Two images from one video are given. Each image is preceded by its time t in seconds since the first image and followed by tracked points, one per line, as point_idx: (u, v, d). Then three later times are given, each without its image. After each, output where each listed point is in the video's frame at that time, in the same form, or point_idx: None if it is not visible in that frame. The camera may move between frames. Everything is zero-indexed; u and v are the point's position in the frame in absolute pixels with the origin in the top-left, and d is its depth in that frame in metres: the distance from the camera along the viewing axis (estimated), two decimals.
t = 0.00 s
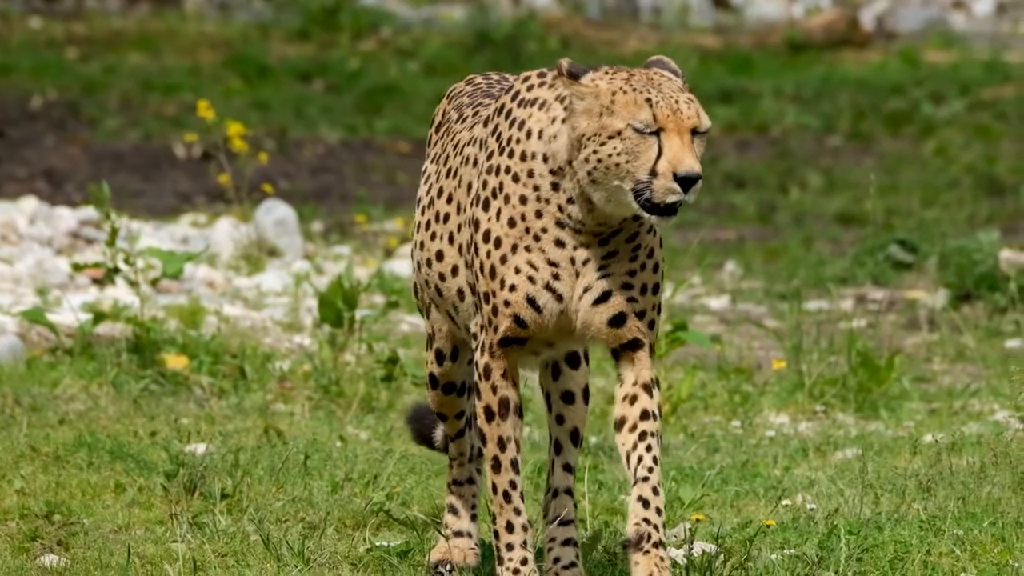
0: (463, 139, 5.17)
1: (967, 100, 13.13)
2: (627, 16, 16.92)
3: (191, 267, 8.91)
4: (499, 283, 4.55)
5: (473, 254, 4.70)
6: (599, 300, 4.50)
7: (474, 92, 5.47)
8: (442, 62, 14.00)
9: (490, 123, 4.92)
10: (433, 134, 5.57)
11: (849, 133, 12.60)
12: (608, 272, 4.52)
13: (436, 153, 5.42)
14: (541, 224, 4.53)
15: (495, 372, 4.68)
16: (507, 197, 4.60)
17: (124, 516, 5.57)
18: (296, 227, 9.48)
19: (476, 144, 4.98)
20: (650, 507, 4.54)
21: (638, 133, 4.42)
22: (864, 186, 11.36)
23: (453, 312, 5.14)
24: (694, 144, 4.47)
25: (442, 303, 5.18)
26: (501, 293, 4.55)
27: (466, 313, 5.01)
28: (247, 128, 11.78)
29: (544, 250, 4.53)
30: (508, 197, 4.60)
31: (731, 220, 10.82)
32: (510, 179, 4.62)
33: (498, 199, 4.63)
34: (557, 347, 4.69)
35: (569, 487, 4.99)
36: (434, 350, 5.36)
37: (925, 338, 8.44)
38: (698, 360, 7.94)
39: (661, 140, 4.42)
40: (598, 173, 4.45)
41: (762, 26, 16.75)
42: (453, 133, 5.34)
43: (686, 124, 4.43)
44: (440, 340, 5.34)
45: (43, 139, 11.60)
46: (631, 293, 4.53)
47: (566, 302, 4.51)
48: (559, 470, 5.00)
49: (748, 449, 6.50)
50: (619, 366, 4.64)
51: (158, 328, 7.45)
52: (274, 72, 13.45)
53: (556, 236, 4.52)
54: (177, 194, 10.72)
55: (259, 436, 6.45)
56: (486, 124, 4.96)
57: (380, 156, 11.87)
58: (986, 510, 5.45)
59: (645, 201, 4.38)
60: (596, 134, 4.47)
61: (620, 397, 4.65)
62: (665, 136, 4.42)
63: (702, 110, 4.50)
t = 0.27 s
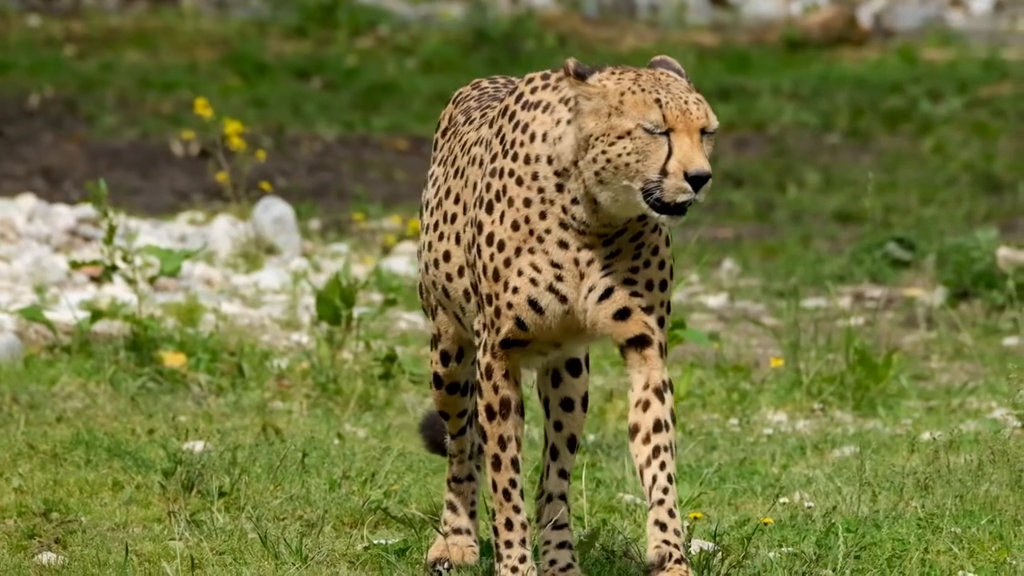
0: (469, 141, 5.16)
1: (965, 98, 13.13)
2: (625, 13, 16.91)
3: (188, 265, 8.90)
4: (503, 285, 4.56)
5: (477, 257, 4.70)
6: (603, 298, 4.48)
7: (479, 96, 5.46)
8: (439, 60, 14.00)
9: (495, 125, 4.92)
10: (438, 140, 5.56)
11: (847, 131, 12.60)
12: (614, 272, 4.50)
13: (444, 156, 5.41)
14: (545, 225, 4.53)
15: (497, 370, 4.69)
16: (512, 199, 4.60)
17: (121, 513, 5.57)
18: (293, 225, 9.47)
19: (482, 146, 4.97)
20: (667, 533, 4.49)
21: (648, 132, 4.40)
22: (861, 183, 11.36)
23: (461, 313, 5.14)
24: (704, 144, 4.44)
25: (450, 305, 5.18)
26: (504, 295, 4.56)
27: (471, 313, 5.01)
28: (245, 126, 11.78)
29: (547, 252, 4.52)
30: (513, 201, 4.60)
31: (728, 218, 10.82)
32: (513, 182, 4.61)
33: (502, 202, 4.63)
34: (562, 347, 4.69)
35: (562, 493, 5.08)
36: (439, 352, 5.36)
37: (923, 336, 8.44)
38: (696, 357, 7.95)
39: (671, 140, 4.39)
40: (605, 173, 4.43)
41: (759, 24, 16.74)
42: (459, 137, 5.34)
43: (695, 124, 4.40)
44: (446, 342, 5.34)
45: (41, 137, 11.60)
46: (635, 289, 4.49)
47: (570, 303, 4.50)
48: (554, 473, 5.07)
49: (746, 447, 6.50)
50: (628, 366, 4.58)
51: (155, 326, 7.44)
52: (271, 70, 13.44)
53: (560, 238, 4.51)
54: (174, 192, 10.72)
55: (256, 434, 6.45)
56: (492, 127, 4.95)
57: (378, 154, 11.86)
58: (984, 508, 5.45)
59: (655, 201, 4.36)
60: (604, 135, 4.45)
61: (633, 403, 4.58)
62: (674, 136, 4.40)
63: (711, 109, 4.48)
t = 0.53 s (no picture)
0: (473, 149, 5.19)
1: (962, 96, 13.14)
2: (622, 11, 16.91)
3: (186, 264, 8.90)
4: (509, 291, 4.59)
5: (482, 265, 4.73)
6: (614, 300, 4.50)
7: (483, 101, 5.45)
8: (437, 57, 14.00)
9: (499, 134, 4.95)
10: (445, 143, 5.54)
11: (844, 129, 12.60)
12: (625, 275, 4.51)
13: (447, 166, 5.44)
14: (551, 231, 4.56)
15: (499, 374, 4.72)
16: (517, 206, 4.63)
17: (119, 511, 5.57)
18: (291, 223, 9.48)
19: (486, 154, 5.00)
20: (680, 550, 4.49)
21: (661, 133, 4.43)
22: (859, 181, 11.36)
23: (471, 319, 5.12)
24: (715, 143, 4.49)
25: (459, 310, 5.16)
26: (510, 301, 4.59)
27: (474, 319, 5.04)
28: (242, 124, 11.78)
29: (554, 257, 4.55)
30: (518, 208, 4.63)
31: (726, 216, 10.82)
32: (519, 190, 4.64)
33: (507, 209, 4.66)
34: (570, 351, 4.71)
35: (562, 490, 5.14)
36: (444, 348, 5.36)
37: (920, 334, 8.44)
38: (693, 354, 7.95)
39: (684, 140, 4.43)
40: (616, 176, 4.46)
41: (757, 21, 16.75)
42: (467, 143, 5.32)
43: (706, 124, 4.45)
44: (452, 338, 5.33)
45: (39, 135, 11.60)
46: (646, 290, 4.51)
47: (578, 307, 4.52)
48: (555, 470, 5.14)
49: (743, 445, 6.51)
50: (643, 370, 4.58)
51: (153, 324, 7.44)
52: (269, 67, 13.45)
53: (567, 243, 4.54)
54: (172, 190, 10.72)
55: (254, 432, 6.45)
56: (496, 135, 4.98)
57: (376, 152, 11.86)
58: (982, 506, 5.46)
59: (669, 202, 4.40)
60: (615, 138, 4.49)
61: (648, 410, 4.57)
62: (686, 136, 4.44)
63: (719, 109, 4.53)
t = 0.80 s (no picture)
0: (476, 157, 5.19)
1: (959, 94, 13.14)
2: (619, 10, 16.91)
3: (182, 262, 8.89)
4: (512, 298, 4.60)
5: (484, 272, 4.74)
6: (620, 305, 4.50)
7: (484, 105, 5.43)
8: (434, 55, 13.99)
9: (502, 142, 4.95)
10: (449, 145, 5.50)
11: (841, 127, 12.60)
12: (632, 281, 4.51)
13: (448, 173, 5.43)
14: (556, 237, 4.56)
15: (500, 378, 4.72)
16: (521, 212, 4.63)
17: (116, 510, 5.57)
18: (288, 221, 9.49)
19: (489, 162, 5.00)
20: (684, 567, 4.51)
21: (673, 135, 4.46)
22: (856, 180, 11.36)
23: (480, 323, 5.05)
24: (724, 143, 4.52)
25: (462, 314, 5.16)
26: (513, 307, 4.60)
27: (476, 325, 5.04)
28: (239, 122, 11.77)
29: (559, 264, 4.55)
30: (521, 215, 4.63)
31: (723, 215, 10.82)
32: (523, 198, 4.64)
33: (511, 216, 4.66)
34: (574, 358, 4.71)
35: (559, 488, 5.20)
36: (446, 343, 5.35)
37: (917, 332, 8.44)
38: (690, 353, 7.95)
39: (696, 141, 4.46)
40: (627, 179, 4.47)
41: (754, 19, 16.74)
42: (473, 146, 5.28)
43: (716, 123, 4.48)
44: (454, 335, 5.32)
45: (36, 133, 11.59)
46: (654, 295, 4.51)
47: (583, 314, 4.52)
48: (552, 470, 5.19)
49: (740, 443, 6.51)
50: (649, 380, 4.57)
51: (150, 323, 7.43)
52: (266, 66, 13.44)
53: (572, 249, 4.54)
54: (169, 188, 10.71)
55: (251, 430, 6.44)
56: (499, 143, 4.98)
57: (373, 150, 11.86)
58: (979, 505, 5.45)
59: (681, 204, 4.43)
60: (626, 141, 4.50)
61: (654, 419, 4.57)
62: (698, 136, 4.47)
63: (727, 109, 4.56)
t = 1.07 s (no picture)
0: (482, 162, 5.15)
1: (956, 93, 13.14)
2: (617, 8, 16.90)
3: (180, 260, 8.89)
4: (516, 305, 4.60)
5: (487, 278, 4.73)
6: (626, 315, 4.46)
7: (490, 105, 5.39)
8: (431, 54, 13.99)
9: (509, 148, 4.92)
10: (457, 142, 5.45)
11: (839, 126, 12.61)
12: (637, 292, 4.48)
13: (454, 177, 5.38)
14: (561, 246, 4.54)
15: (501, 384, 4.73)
16: (527, 220, 4.61)
17: (113, 508, 5.57)
18: (285, 220, 9.49)
19: (496, 167, 4.97)
20: None
21: (688, 139, 4.42)
22: (853, 179, 11.37)
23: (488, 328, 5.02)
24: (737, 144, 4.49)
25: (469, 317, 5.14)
26: (516, 314, 4.60)
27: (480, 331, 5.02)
28: (237, 121, 11.77)
29: (564, 272, 4.53)
30: (528, 223, 4.61)
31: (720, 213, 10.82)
32: (529, 207, 4.63)
33: (517, 225, 4.64)
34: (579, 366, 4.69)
35: (557, 485, 5.21)
36: (448, 340, 5.32)
37: (914, 331, 8.44)
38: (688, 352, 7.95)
39: (711, 143, 4.42)
40: (640, 183, 4.44)
41: (752, 18, 16.74)
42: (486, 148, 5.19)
43: (729, 125, 4.45)
44: (457, 333, 5.29)
45: (33, 132, 11.58)
46: (660, 305, 4.48)
47: (587, 323, 4.50)
48: (551, 468, 5.20)
49: (738, 442, 6.52)
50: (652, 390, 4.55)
51: (147, 321, 7.43)
52: (263, 65, 13.44)
53: (577, 258, 4.52)
54: (166, 187, 10.71)
55: (248, 428, 6.45)
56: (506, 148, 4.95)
57: (370, 149, 11.86)
58: (976, 504, 5.46)
59: (697, 207, 4.39)
60: (639, 145, 4.46)
61: (654, 430, 4.54)
62: (712, 138, 4.43)
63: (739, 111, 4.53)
